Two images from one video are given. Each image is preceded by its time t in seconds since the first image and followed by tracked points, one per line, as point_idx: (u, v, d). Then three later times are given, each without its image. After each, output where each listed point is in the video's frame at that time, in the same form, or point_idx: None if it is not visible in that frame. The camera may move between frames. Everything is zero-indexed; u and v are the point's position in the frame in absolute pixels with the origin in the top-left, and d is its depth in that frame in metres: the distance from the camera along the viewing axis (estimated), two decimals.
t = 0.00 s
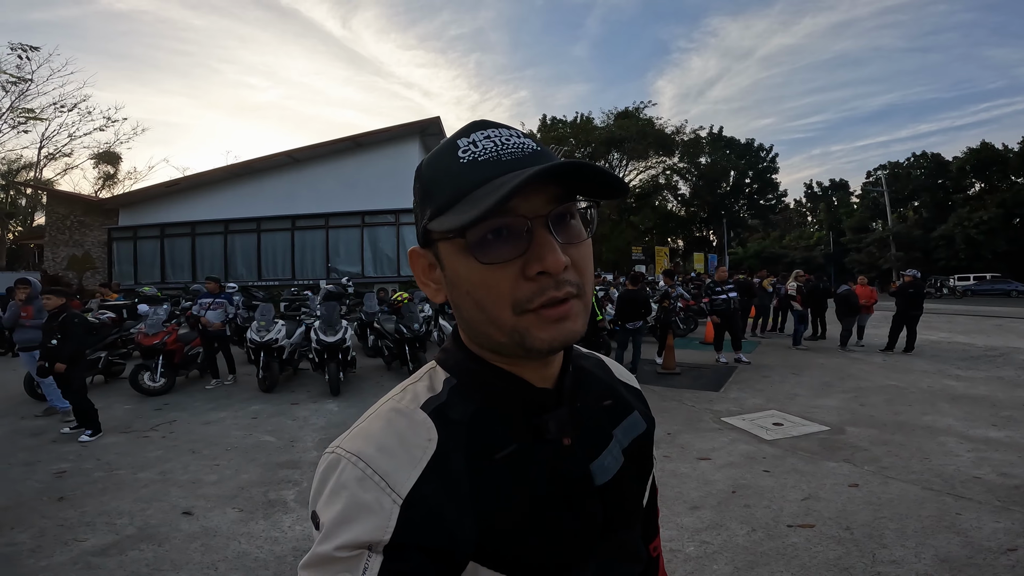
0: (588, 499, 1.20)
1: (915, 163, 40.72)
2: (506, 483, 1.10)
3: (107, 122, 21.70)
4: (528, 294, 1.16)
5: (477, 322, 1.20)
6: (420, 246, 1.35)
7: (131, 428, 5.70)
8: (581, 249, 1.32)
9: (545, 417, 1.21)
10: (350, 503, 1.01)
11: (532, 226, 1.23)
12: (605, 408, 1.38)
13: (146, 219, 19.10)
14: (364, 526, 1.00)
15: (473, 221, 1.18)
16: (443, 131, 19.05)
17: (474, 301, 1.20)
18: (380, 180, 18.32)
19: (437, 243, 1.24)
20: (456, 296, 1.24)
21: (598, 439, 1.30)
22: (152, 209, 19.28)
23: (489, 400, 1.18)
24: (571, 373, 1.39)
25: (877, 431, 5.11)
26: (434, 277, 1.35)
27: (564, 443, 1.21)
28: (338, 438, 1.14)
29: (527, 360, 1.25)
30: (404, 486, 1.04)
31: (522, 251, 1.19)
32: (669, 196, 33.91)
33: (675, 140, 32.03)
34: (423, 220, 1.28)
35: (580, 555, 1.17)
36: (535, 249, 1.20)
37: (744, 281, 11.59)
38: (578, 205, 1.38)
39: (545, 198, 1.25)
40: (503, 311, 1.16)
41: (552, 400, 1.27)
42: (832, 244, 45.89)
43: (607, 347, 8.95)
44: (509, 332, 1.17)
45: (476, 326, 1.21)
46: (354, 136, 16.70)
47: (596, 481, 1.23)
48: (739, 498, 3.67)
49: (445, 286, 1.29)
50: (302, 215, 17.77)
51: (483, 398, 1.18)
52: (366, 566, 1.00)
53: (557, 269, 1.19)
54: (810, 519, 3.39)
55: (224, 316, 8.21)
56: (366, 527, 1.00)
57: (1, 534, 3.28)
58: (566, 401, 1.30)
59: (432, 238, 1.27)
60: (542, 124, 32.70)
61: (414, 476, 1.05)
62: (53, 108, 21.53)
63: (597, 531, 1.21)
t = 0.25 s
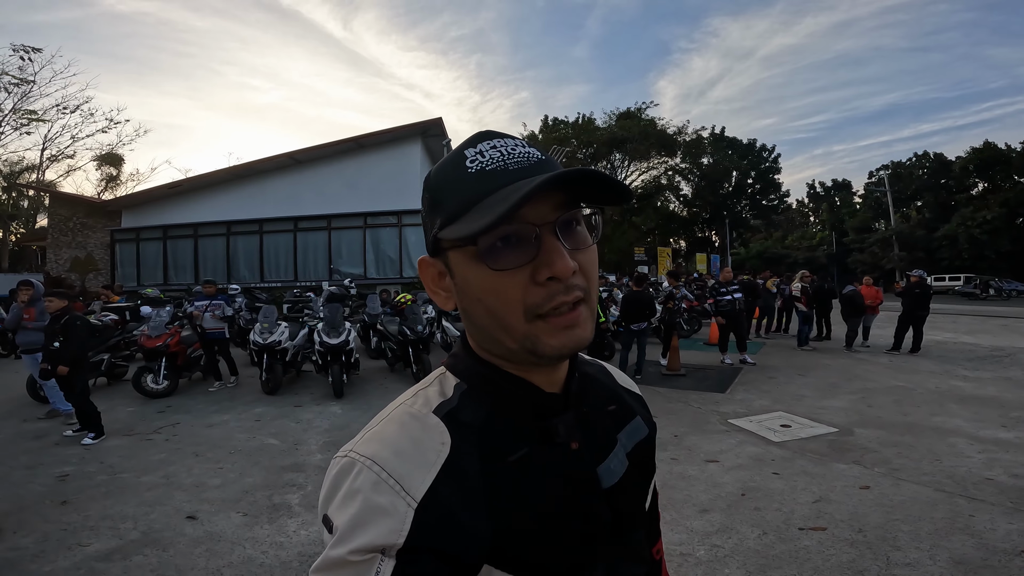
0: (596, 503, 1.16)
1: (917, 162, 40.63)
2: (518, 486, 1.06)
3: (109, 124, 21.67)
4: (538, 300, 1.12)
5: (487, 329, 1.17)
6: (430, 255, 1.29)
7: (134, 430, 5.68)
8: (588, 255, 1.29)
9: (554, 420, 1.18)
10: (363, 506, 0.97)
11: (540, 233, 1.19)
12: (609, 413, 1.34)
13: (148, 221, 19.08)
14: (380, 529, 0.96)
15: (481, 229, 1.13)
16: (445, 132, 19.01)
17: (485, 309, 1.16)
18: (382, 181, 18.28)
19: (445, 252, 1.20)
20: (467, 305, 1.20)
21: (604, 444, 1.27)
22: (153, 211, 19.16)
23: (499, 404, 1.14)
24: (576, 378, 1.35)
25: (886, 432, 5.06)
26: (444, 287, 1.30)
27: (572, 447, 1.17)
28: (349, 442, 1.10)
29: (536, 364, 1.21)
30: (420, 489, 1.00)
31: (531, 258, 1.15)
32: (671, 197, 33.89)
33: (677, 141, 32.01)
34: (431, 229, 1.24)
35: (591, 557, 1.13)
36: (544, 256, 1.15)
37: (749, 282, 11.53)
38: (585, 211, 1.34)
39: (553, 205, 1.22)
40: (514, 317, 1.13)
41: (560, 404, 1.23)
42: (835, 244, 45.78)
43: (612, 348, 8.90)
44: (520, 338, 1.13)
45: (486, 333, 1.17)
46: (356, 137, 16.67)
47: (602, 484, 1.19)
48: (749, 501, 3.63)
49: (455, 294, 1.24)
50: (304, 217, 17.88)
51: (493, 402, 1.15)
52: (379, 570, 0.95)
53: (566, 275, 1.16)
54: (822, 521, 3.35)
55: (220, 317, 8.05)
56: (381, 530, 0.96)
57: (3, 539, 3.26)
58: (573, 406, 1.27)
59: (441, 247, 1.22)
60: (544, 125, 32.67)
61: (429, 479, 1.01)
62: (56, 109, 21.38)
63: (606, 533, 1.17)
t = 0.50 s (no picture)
0: (582, 506, 1.10)
1: (934, 162, 39.98)
2: (514, 487, 1.00)
3: (125, 125, 21.86)
4: (578, 294, 1.07)
5: (518, 320, 1.08)
6: (449, 240, 1.16)
7: (146, 431, 5.69)
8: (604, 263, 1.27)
9: (544, 422, 1.12)
10: (363, 505, 0.91)
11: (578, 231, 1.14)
12: (588, 418, 1.28)
13: (162, 222, 19.24)
14: (380, 527, 0.90)
15: (535, 215, 1.06)
16: (455, 133, 18.96)
17: (521, 300, 1.07)
18: (393, 182, 18.25)
19: (481, 234, 1.09)
20: (495, 296, 1.09)
21: (585, 446, 1.21)
22: (168, 212, 19.28)
23: (491, 402, 1.08)
24: (558, 383, 1.29)
25: (908, 437, 4.93)
26: (461, 277, 1.16)
27: (557, 450, 1.11)
28: (342, 439, 1.03)
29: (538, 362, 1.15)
30: (420, 487, 0.94)
31: (573, 253, 1.09)
32: (683, 198, 33.64)
33: (688, 141, 31.75)
34: (464, 212, 1.12)
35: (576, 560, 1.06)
36: (586, 252, 1.11)
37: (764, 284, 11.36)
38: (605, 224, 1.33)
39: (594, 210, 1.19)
40: (551, 308, 1.06)
41: (548, 405, 1.16)
42: (850, 245, 45.17)
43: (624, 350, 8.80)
44: (552, 331, 1.07)
45: (516, 324, 1.08)
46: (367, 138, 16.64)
47: (583, 485, 1.12)
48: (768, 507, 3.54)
49: (480, 284, 1.12)
50: (315, 219, 17.95)
51: (488, 401, 1.08)
52: (376, 570, 0.89)
53: (600, 276, 1.13)
54: (844, 527, 3.25)
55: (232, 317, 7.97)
56: (382, 528, 0.90)
57: (13, 540, 3.25)
58: (559, 407, 1.20)
59: (473, 230, 1.11)
60: (554, 126, 32.56)
61: (428, 477, 0.95)
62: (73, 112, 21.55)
63: (591, 536, 1.11)
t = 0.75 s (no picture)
0: (539, 497, 1.04)
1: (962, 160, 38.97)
2: (478, 475, 0.95)
3: (148, 128, 22.20)
4: (570, 293, 1.04)
5: (511, 306, 1.02)
6: (453, 219, 1.08)
7: (164, 430, 5.74)
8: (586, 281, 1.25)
9: (507, 413, 1.07)
10: (328, 486, 0.85)
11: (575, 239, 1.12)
12: (548, 412, 1.21)
13: (184, 223, 19.56)
14: (345, 508, 0.85)
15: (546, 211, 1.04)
16: (471, 133, 18.93)
17: (518, 287, 1.01)
18: (409, 183, 18.26)
19: (491, 217, 1.03)
20: (492, 278, 1.02)
21: (546, 436, 1.15)
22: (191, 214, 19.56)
23: (458, 390, 1.02)
24: (523, 377, 1.22)
25: (938, 441, 4.76)
26: (458, 258, 1.07)
27: (520, 440, 1.06)
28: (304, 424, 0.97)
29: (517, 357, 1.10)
30: (385, 470, 0.89)
31: (573, 253, 1.06)
32: (701, 197, 33.27)
33: (706, 140, 31.39)
34: (475, 191, 1.06)
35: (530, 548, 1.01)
36: (582, 258, 1.09)
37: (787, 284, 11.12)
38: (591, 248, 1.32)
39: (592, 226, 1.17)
40: (546, 301, 1.02)
41: (512, 396, 1.11)
42: (875, 245, 44.24)
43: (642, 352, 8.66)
44: (541, 323, 1.02)
45: (508, 308, 1.02)
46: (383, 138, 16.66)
47: (542, 478, 1.06)
48: (790, 513, 3.43)
49: (477, 268, 1.05)
50: (332, 219, 18.17)
51: (455, 388, 1.02)
52: (338, 553, 0.84)
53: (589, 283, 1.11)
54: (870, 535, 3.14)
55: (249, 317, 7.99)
56: (347, 509, 0.85)
57: (29, 540, 3.29)
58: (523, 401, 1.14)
59: (477, 211, 1.05)
60: (570, 126, 32.41)
61: (394, 460, 0.90)
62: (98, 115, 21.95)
63: (546, 526, 1.06)
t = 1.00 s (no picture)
0: (519, 499, 1.03)
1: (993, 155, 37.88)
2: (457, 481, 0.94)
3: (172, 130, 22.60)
4: (554, 288, 1.06)
5: (508, 304, 1.00)
6: (439, 217, 1.02)
7: (184, 430, 5.81)
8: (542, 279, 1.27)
9: (486, 414, 1.04)
10: (306, 502, 0.84)
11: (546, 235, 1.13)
12: (525, 412, 1.18)
13: (208, 225, 19.90)
14: (326, 522, 0.83)
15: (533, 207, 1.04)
16: (488, 133, 18.94)
17: (514, 285, 1.00)
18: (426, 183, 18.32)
19: (480, 215, 1.01)
20: (488, 276, 1.00)
21: (525, 437, 1.13)
22: (215, 215, 20.06)
23: (435, 396, 1.00)
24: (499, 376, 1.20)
25: (971, 446, 4.59)
26: (447, 258, 1.01)
27: (498, 443, 1.04)
28: (278, 434, 0.94)
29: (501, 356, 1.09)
30: (363, 482, 0.86)
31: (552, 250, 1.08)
32: (722, 196, 32.85)
33: (726, 138, 30.99)
34: (457, 188, 1.03)
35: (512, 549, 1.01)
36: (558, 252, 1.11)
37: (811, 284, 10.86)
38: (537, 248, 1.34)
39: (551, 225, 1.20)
40: (539, 297, 1.02)
41: (491, 397, 1.09)
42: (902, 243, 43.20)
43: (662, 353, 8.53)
44: (534, 319, 1.03)
45: (505, 306, 1.00)
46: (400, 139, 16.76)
47: (522, 480, 1.05)
48: (813, 520, 3.32)
49: (473, 266, 1.00)
50: (352, 220, 18.14)
51: (434, 393, 1.00)
52: (322, 567, 0.83)
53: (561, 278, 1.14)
54: (899, 543, 3.02)
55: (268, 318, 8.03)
56: (328, 523, 0.83)
57: (46, 539, 3.33)
58: (500, 402, 1.12)
59: (465, 208, 1.01)
60: (587, 125, 32.25)
61: (372, 471, 0.88)
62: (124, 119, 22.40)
63: (525, 525, 1.05)
